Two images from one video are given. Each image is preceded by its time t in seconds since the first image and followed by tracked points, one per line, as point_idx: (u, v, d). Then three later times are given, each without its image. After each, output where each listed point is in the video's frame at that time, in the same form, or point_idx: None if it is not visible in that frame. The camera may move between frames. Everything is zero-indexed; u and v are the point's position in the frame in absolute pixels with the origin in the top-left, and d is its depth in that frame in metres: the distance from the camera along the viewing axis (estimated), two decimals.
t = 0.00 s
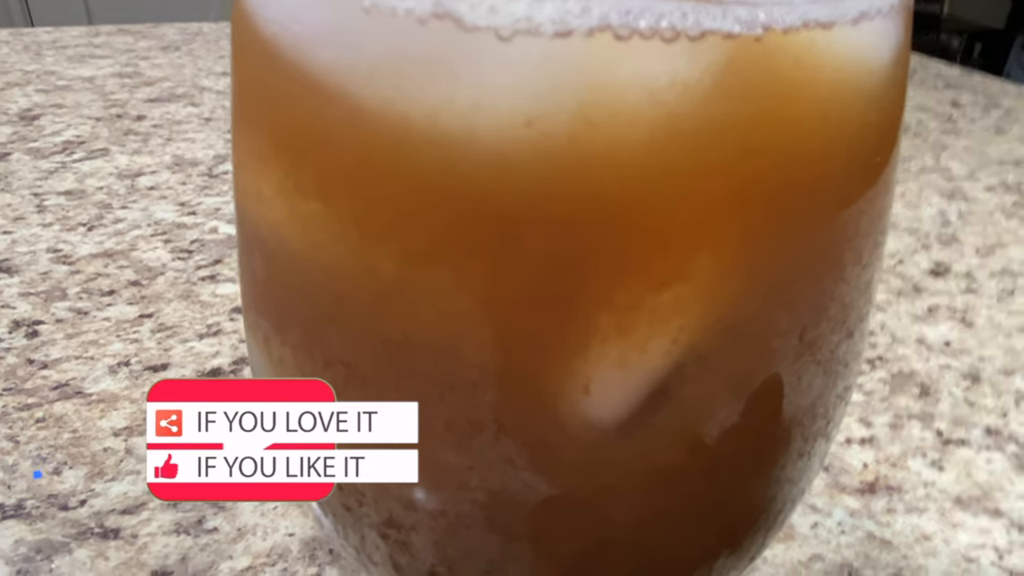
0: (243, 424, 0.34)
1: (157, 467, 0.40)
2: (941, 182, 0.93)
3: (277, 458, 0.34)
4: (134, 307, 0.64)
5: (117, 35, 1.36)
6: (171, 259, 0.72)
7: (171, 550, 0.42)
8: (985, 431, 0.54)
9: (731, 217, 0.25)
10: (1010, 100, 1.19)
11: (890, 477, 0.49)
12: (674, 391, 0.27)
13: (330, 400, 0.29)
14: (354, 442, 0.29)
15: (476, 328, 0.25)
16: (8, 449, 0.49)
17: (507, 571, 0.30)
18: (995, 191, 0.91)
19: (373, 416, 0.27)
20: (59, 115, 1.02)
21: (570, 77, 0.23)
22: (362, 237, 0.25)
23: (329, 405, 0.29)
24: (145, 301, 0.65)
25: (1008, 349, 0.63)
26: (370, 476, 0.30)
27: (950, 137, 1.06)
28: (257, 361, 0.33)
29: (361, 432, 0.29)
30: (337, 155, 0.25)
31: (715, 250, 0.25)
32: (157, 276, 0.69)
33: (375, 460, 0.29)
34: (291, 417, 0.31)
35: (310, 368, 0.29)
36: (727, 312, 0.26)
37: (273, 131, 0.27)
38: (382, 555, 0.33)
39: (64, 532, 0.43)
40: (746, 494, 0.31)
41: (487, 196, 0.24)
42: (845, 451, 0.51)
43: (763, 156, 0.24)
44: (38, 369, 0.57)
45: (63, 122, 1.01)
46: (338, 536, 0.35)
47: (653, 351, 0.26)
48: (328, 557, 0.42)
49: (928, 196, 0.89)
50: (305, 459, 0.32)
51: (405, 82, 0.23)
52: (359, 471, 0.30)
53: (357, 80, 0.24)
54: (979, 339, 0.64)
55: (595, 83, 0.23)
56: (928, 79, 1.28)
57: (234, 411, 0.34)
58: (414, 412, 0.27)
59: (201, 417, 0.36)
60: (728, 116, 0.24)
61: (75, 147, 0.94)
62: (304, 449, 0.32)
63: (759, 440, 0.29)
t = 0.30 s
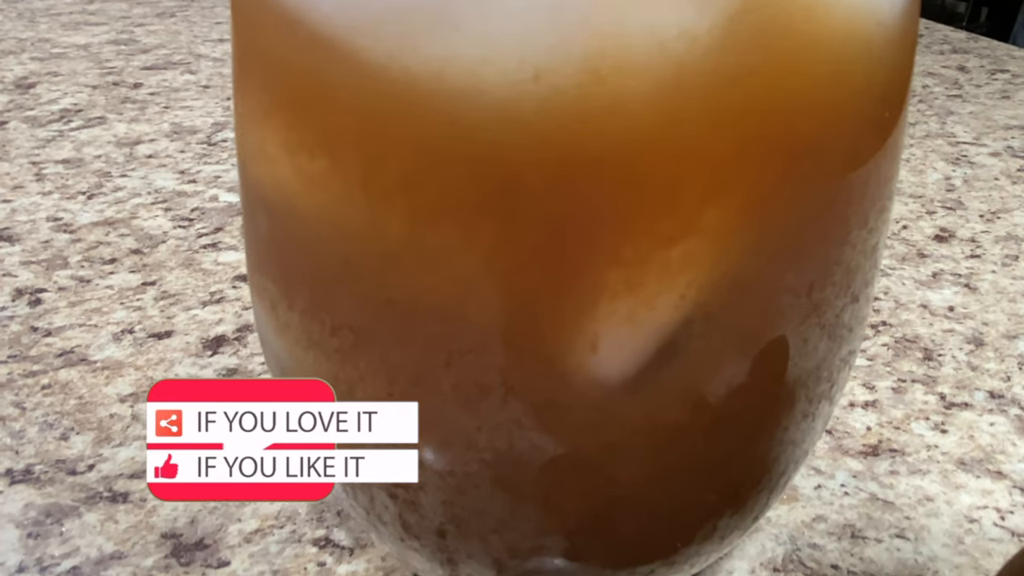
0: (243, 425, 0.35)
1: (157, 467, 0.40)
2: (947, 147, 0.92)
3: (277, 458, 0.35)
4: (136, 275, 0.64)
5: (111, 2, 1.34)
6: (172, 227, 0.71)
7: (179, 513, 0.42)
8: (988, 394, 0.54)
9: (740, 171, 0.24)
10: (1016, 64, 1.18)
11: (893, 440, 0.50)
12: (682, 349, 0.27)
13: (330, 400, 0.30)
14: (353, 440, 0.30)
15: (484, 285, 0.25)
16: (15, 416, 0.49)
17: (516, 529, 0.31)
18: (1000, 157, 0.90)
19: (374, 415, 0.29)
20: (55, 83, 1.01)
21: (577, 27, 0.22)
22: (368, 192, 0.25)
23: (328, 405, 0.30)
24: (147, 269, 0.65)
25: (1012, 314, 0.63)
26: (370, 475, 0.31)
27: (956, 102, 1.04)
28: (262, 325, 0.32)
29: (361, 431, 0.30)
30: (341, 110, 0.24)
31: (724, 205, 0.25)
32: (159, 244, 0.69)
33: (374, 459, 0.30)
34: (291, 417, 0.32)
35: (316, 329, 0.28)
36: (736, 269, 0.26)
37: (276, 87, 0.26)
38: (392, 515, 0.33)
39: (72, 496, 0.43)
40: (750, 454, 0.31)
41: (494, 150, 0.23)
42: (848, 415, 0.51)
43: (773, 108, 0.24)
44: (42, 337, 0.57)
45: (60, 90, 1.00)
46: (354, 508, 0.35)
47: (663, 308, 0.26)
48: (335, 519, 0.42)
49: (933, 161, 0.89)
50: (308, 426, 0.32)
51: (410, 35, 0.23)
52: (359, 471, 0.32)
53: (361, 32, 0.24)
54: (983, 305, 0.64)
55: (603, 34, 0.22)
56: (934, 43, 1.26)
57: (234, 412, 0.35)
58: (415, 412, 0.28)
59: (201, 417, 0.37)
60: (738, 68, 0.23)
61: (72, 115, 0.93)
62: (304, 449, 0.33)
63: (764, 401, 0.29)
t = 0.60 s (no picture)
0: (243, 424, 0.37)
1: (157, 467, 0.40)
2: (951, 114, 0.92)
3: (277, 457, 0.37)
4: (138, 241, 0.64)
5: None
6: (173, 194, 0.71)
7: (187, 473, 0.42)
8: (989, 357, 0.55)
9: (748, 115, 0.24)
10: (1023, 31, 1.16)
11: (895, 401, 0.50)
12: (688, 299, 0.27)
13: (331, 400, 0.32)
14: (353, 439, 0.33)
15: (490, 231, 0.25)
16: (21, 379, 0.49)
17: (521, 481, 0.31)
18: (1005, 123, 0.90)
19: (373, 415, 0.31)
20: (51, 50, 1.00)
21: None
22: (374, 138, 0.25)
23: (328, 404, 0.33)
24: (149, 235, 0.65)
25: (1015, 279, 0.63)
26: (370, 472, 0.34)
27: (961, 69, 1.03)
28: (268, 279, 0.32)
29: (360, 430, 0.32)
30: (347, 54, 0.24)
31: (732, 151, 0.24)
32: (160, 210, 0.68)
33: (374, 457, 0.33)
34: (292, 417, 0.35)
35: (322, 281, 0.28)
36: (742, 219, 0.26)
37: (281, 33, 0.26)
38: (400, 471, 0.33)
39: (81, 457, 0.43)
40: (751, 408, 0.31)
41: (500, 92, 0.23)
42: (850, 377, 0.52)
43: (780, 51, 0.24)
44: (46, 302, 0.57)
45: (57, 57, 0.99)
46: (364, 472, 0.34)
47: (670, 256, 0.25)
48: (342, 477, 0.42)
49: (937, 128, 0.88)
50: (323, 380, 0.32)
51: None
52: (358, 471, 0.34)
53: None
54: (986, 270, 0.64)
55: None
56: (940, 11, 1.24)
57: (234, 412, 0.37)
58: (413, 412, 0.30)
59: (201, 417, 0.38)
60: (746, 9, 0.23)
61: (69, 83, 0.93)
62: (305, 448, 0.36)
63: (765, 356, 0.29)
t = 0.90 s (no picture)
0: (243, 424, 0.38)
1: (157, 467, 0.40)
2: (941, 88, 0.92)
3: (277, 457, 0.38)
4: (129, 215, 0.64)
5: None
6: (163, 169, 0.71)
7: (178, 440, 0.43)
8: (970, 325, 0.55)
9: (715, 73, 0.25)
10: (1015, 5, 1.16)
11: (875, 369, 0.51)
12: (661, 257, 0.27)
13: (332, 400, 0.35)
14: (353, 438, 0.35)
15: (465, 189, 0.25)
16: (14, 350, 0.50)
17: (504, 440, 0.32)
18: (994, 97, 0.90)
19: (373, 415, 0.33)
20: (40, 27, 1.00)
21: None
22: (351, 98, 0.25)
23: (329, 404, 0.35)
24: (139, 209, 0.65)
25: (998, 249, 0.64)
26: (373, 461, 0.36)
27: (952, 43, 1.03)
28: (253, 244, 0.33)
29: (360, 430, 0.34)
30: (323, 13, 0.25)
31: (699, 108, 0.25)
32: (150, 185, 0.69)
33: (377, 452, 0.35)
34: (292, 417, 0.37)
35: (305, 241, 0.29)
36: (711, 176, 0.26)
37: None
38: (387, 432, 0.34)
39: (73, 424, 0.44)
40: (722, 367, 0.32)
41: (472, 49, 0.24)
42: (831, 345, 0.53)
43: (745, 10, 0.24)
44: (37, 275, 0.57)
45: (45, 34, 0.98)
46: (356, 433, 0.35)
47: (640, 212, 0.26)
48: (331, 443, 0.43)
49: (926, 102, 0.88)
50: (312, 344, 0.33)
51: None
52: (359, 471, 0.38)
53: None
54: (969, 241, 0.65)
55: None
56: None
57: (233, 412, 0.38)
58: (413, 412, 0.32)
59: (201, 417, 0.39)
60: None
61: (59, 59, 0.92)
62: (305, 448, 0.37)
63: (735, 317, 0.30)
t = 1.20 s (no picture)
0: (243, 424, 0.37)
1: (157, 467, 0.39)
2: (928, 66, 0.93)
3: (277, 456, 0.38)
4: (127, 192, 0.65)
5: None
6: (160, 147, 0.72)
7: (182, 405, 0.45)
8: (951, 294, 0.57)
9: (697, 37, 0.26)
10: None
11: (858, 335, 0.52)
12: (648, 215, 0.29)
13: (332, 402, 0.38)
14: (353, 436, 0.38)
15: (461, 148, 0.27)
16: (19, 321, 0.51)
17: (498, 399, 0.34)
18: (981, 75, 0.91)
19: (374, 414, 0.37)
20: (33, 8, 1.00)
21: None
22: (352, 61, 0.27)
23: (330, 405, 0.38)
24: (138, 186, 0.66)
25: (980, 222, 0.65)
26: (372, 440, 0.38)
27: (940, 22, 1.04)
28: (256, 210, 0.34)
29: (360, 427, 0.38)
30: None
31: (682, 70, 0.26)
32: (148, 163, 0.70)
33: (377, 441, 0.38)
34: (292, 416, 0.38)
35: (307, 202, 0.30)
36: (694, 135, 0.28)
37: None
38: (386, 393, 0.36)
39: (80, 391, 0.45)
40: (703, 325, 0.34)
41: (467, 11, 0.25)
42: (816, 313, 0.54)
43: None
44: (39, 250, 0.58)
45: (39, 15, 0.99)
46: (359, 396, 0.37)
47: (627, 170, 0.27)
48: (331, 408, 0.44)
49: (913, 80, 0.90)
50: (315, 310, 0.35)
51: None
52: (359, 470, 0.40)
53: None
54: (953, 213, 0.66)
55: None
56: None
57: (233, 412, 0.38)
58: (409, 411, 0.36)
59: (201, 417, 0.38)
60: None
61: (53, 40, 0.93)
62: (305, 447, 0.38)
63: (717, 278, 0.32)
